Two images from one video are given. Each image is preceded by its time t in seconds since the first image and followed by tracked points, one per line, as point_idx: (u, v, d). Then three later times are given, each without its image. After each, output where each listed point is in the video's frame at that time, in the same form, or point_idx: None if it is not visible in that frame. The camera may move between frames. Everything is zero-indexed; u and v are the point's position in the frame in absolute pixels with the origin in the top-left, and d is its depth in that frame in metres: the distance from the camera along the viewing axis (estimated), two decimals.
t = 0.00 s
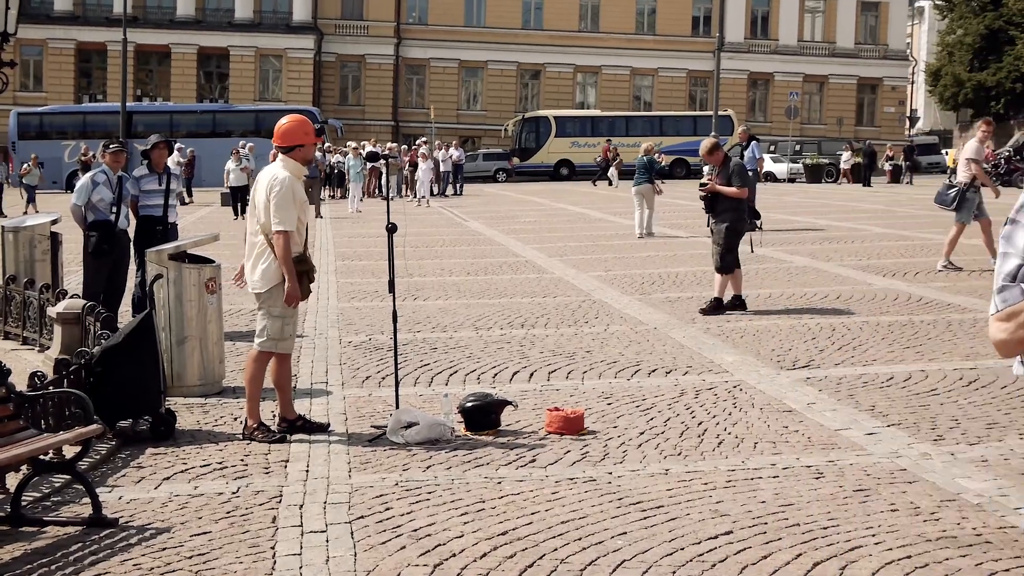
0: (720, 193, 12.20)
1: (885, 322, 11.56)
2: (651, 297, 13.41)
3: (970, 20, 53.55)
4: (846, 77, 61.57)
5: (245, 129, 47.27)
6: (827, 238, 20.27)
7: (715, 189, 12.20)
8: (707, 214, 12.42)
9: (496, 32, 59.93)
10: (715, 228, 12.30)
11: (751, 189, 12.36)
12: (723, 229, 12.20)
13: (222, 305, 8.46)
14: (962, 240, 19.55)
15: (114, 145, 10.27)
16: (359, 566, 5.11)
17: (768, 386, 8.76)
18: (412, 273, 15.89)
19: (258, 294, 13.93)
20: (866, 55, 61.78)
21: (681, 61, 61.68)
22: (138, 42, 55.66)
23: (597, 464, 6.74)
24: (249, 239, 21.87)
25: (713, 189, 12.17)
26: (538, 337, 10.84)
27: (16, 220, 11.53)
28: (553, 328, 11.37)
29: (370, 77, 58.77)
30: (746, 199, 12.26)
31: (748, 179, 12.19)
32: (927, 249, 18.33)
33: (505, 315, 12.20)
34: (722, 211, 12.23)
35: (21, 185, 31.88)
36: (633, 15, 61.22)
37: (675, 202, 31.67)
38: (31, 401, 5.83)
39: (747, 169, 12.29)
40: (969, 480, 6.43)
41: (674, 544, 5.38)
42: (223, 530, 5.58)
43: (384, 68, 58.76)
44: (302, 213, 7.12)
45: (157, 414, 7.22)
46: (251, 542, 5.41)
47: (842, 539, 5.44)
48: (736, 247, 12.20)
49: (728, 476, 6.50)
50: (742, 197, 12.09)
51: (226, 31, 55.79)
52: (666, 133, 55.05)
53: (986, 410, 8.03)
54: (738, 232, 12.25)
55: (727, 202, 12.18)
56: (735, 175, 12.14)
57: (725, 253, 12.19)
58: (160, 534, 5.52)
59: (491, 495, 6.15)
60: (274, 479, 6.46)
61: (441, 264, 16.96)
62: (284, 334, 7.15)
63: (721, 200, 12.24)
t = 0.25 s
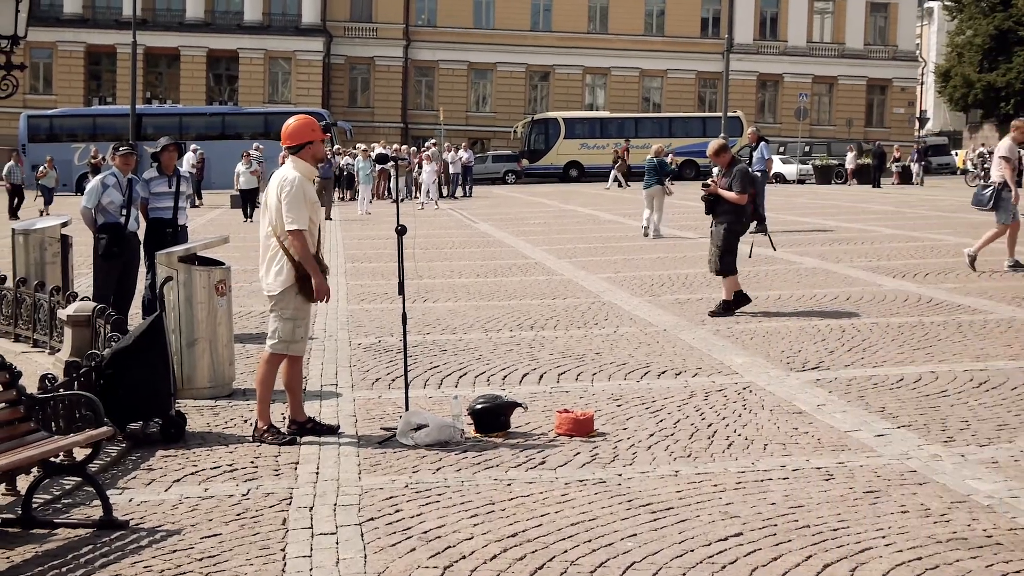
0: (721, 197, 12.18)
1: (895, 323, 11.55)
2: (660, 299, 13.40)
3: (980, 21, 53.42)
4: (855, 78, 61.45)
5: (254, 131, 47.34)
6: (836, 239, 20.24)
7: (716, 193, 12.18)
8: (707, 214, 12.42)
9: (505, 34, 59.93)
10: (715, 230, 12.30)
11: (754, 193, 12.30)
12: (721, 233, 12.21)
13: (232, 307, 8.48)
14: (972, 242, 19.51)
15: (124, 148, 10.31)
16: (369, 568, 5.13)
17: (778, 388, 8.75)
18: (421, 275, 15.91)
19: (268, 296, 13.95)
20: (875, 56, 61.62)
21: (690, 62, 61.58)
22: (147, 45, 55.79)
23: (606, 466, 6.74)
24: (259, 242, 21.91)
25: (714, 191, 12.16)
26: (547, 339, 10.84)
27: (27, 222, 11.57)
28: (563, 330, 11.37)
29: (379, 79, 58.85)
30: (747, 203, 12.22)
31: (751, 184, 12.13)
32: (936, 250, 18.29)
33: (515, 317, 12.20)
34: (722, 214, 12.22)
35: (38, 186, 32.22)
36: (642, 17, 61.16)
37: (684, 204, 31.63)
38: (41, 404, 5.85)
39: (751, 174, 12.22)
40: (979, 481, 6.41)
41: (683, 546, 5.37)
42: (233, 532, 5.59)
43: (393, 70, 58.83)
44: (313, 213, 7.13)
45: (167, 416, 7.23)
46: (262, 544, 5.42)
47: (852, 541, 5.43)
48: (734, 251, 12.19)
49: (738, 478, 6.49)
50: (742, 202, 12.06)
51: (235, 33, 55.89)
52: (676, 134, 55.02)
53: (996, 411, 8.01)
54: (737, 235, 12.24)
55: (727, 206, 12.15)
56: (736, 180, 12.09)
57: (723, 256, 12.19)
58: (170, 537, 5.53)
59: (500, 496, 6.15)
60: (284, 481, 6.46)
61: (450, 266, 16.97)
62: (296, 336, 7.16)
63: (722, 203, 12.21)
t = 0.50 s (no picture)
0: (723, 201, 12.17)
1: (903, 326, 11.52)
2: (667, 302, 13.40)
3: (987, 24, 53.34)
4: (862, 81, 61.38)
5: (262, 134, 47.42)
6: (843, 242, 20.21)
7: (718, 197, 12.18)
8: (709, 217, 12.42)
9: (512, 37, 59.97)
10: (716, 233, 12.30)
11: (756, 197, 12.28)
12: (722, 237, 12.21)
13: (239, 311, 8.49)
14: (979, 244, 19.45)
15: (131, 152, 10.35)
16: (376, 571, 5.13)
17: (785, 391, 8.75)
18: (428, 278, 15.92)
19: (275, 299, 13.96)
20: (883, 59, 61.54)
21: (697, 65, 61.52)
22: (155, 48, 55.91)
23: (613, 469, 6.74)
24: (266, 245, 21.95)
25: (716, 195, 12.14)
26: (554, 342, 10.84)
27: (35, 226, 11.62)
28: (570, 333, 11.36)
29: (386, 82, 58.87)
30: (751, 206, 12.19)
31: (752, 188, 12.11)
32: (944, 253, 18.24)
33: (521, 320, 12.20)
34: (723, 217, 12.21)
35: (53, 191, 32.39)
36: (649, 20, 61.14)
37: (692, 207, 31.60)
38: (48, 406, 5.86)
39: (753, 177, 12.20)
40: (986, 484, 6.40)
41: (690, 549, 5.37)
42: (240, 535, 5.60)
43: (400, 74, 58.83)
44: (321, 216, 7.14)
45: (175, 419, 7.23)
46: (268, 548, 5.42)
47: (859, 544, 5.42)
48: (737, 256, 12.16)
49: (745, 481, 6.49)
50: (744, 206, 12.04)
51: (242, 37, 55.99)
52: (682, 137, 55.01)
53: (1004, 414, 7.99)
54: (739, 239, 12.23)
55: (729, 210, 12.15)
56: (737, 184, 12.08)
57: (726, 260, 12.18)
58: (177, 541, 5.53)
59: (507, 500, 6.15)
60: (292, 484, 6.47)
61: (457, 270, 16.98)
62: (304, 340, 7.17)
63: (723, 207, 12.19)
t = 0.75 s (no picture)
0: (723, 205, 12.17)
1: (906, 332, 11.52)
2: (670, 307, 13.40)
3: (991, 29, 53.29)
4: (866, 86, 61.38)
5: (266, 139, 47.48)
6: (846, 247, 20.20)
7: (718, 201, 12.19)
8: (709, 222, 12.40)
9: (516, 42, 60.02)
10: (716, 238, 12.28)
11: (756, 200, 12.28)
12: (723, 241, 12.20)
13: (242, 315, 8.49)
14: (983, 250, 19.44)
15: (135, 156, 10.36)
16: None
17: (788, 396, 8.74)
18: (431, 283, 15.92)
19: (278, 304, 13.98)
20: (887, 65, 61.54)
21: (702, 70, 61.52)
22: (159, 53, 55.97)
23: (615, 474, 6.74)
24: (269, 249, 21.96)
25: (715, 200, 12.14)
26: (557, 347, 10.85)
27: (38, 230, 11.63)
28: (573, 338, 11.36)
29: (390, 87, 58.85)
30: (751, 210, 12.19)
31: (751, 191, 12.12)
32: (947, 258, 18.23)
33: (524, 325, 12.20)
34: (723, 221, 12.19)
35: (65, 195, 32.66)
36: (653, 25, 61.18)
37: (695, 212, 31.58)
38: (51, 410, 5.87)
39: (753, 181, 12.21)
40: (989, 490, 6.39)
41: (691, 555, 5.37)
42: (242, 540, 5.60)
43: (404, 79, 58.85)
44: (328, 221, 7.14)
45: (177, 423, 7.24)
46: (271, 552, 5.42)
47: (861, 549, 5.42)
48: (738, 260, 12.16)
49: (747, 486, 6.48)
50: (744, 210, 12.04)
51: (247, 41, 56.05)
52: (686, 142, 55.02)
53: (1007, 419, 7.99)
54: (740, 243, 12.22)
55: (730, 214, 12.15)
56: (737, 188, 12.09)
57: (728, 265, 12.16)
58: (179, 545, 5.54)
59: (509, 504, 6.15)
60: (294, 489, 6.47)
61: (459, 274, 16.98)
62: (310, 345, 7.18)
63: (723, 211, 12.19)
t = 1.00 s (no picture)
0: (720, 207, 12.17)
1: (904, 335, 11.52)
2: (668, 310, 13.40)
3: (989, 33, 53.31)
4: (864, 90, 61.44)
5: (264, 142, 47.48)
6: (844, 250, 20.21)
7: (715, 204, 12.19)
8: (707, 225, 12.40)
9: (515, 45, 60.07)
10: (714, 241, 12.28)
11: (753, 203, 12.28)
12: (721, 244, 12.19)
13: (240, 318, 8.50)
14: (981, 253, 19.45)
15: (133, 159, 10.37)
16: None
17: (786, 399, 8.75)
18: (429, 286, 15.93)
19: (276, 307, 13.97)
20: (885, 68, 61.60)
21: (700, 74, 61.56)
22: (158, 56, 56.03)
23: (613, 477, 6.74)
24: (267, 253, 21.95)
25: (713, 203, 12.13)
26: (555, 350, 10.85)
27: (36, 233, 11.63)
28: (571, 341, 11.37)
29: (389, 90, 58.87)
30: (749, 213, 12.18)
31: (748, 194, 12.13)
32: (945, 261, 18.24)
33: (522, 328, 12.20)
34: (720, 224, 12.19)
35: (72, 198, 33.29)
36: (652, 29, 61.23)
37: (693, 215, 31.58)
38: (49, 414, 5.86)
39: (750, 184, 12.22)
40: (985, 492, 6.40)
41: (689, 557, 5.38)
42: (240, 543, 5.61)
43: (403, 82, 58.87)
44: (329, 225, 7.15)
45: (175, 427, 7.25)
46: (268, 555, 5.43)
47: (859, 552, 5.43)
48: (736, 263, 12.16)
49: (745, 489, 6.49)
50: (741, 212, 12.04)
51: (245, 44, 56.10)
52: (685, 145, 55.07)
53: (1004, 422, 7.99)
54: (738, 246, 12.21)
55: (727, 217, 12.15)
56: (733, 191, 12.10)
57: (725, 267, 12.16)
58: (177, 548, 5.54)
59: (507, 507, 6.15)
60: (292, 492, 6.48)
61: (457, 277, 16.98)
62: (309, 348, 7.18)
63: (721, 214, 12.18)
